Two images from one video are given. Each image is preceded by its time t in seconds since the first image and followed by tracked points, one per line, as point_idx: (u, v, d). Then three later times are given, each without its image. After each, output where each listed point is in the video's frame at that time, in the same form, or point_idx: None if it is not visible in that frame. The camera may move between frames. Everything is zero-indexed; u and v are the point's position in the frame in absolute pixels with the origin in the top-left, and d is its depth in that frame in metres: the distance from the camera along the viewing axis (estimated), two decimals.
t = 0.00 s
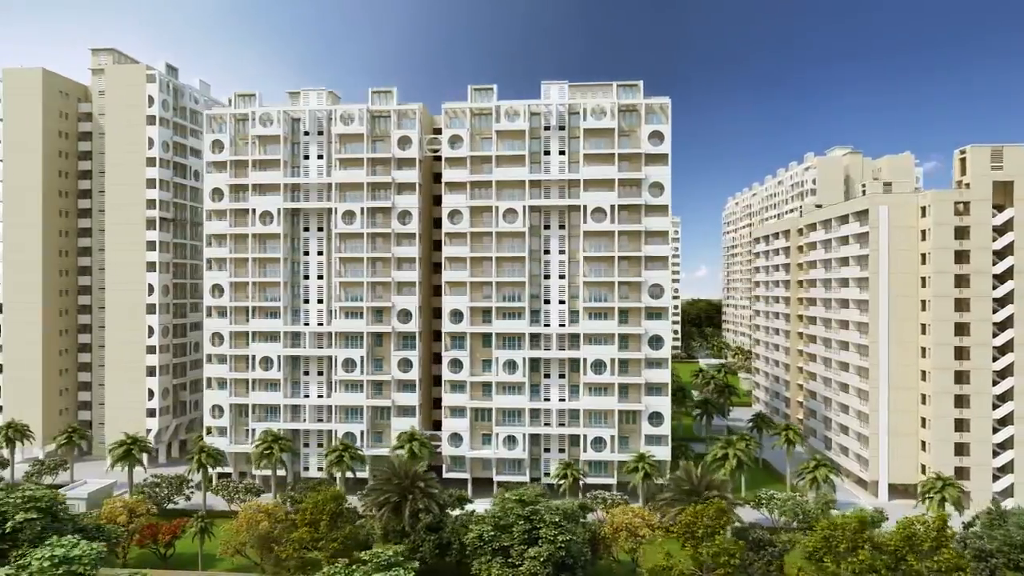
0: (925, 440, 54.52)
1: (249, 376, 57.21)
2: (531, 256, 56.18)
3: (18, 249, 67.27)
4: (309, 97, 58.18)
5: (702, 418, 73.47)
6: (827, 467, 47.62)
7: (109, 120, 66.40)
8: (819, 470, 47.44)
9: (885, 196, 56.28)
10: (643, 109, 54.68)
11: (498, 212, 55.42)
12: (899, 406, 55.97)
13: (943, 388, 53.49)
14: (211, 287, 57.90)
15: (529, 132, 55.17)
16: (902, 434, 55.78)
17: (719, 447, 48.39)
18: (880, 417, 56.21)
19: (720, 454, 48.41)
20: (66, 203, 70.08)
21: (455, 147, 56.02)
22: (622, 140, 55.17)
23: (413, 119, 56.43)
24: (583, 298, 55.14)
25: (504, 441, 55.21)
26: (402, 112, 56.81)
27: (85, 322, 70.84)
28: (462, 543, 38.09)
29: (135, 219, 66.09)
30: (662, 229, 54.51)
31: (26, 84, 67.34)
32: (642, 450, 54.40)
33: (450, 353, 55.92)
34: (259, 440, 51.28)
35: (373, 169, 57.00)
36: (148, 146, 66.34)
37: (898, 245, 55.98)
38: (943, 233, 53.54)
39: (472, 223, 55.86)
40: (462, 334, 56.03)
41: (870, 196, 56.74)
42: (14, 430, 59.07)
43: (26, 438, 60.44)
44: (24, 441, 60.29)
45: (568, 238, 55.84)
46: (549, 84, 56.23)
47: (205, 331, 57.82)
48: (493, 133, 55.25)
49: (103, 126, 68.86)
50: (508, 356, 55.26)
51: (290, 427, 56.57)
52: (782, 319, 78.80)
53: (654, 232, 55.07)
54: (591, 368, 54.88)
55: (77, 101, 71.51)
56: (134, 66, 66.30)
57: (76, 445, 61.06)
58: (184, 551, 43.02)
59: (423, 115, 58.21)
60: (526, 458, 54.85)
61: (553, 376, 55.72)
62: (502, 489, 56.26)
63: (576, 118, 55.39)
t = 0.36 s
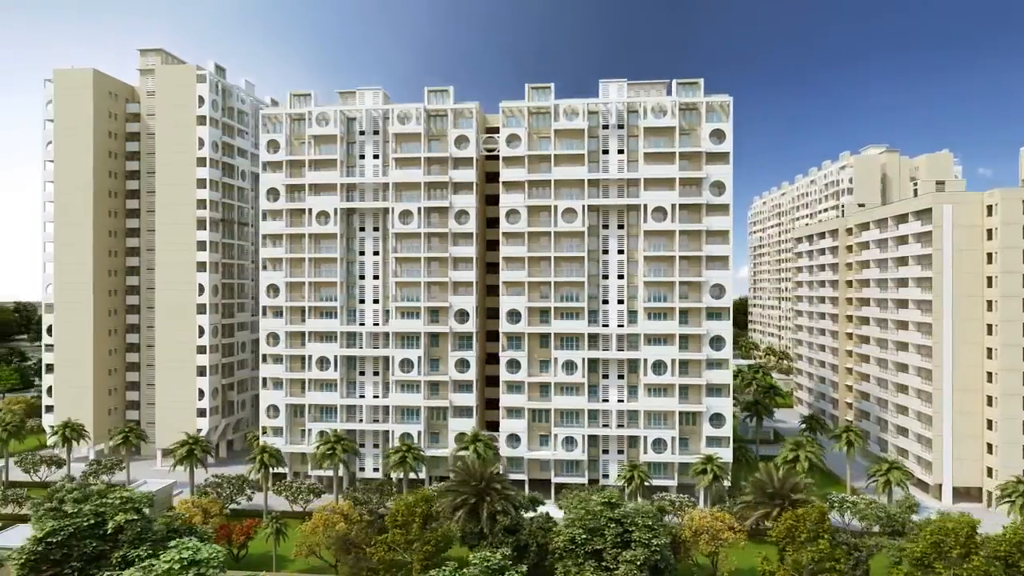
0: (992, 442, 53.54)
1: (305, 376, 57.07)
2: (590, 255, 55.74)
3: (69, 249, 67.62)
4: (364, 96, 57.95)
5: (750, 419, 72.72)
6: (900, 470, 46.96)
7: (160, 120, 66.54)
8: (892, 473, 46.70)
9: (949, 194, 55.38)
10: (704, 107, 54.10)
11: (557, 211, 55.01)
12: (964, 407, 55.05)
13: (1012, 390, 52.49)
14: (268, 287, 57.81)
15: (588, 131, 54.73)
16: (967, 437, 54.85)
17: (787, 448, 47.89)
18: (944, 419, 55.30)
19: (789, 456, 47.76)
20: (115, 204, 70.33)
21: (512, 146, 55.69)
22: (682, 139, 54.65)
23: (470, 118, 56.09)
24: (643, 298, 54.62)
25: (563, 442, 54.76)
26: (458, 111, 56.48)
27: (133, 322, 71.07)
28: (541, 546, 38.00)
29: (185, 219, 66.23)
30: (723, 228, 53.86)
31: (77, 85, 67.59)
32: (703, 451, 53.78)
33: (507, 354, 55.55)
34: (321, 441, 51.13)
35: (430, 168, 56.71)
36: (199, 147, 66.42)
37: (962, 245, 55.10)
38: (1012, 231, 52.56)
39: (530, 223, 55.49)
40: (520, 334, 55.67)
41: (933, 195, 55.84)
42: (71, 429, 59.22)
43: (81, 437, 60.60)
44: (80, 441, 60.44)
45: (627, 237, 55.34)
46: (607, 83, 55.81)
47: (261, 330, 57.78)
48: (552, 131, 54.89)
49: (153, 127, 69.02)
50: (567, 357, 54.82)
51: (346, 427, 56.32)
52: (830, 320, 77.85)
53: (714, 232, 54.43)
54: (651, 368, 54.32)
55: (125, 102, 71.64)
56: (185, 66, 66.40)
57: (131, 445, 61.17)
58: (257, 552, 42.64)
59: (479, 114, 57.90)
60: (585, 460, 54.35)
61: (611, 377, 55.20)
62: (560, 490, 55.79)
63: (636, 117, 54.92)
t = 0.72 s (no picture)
0: None
1: (363, 377, 56.75)
2: (651, 255, 55.15)
3: (120, 249, 67.72)
4: (422, 95, 57.50)
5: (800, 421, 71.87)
6: (977, 473, 46.25)
7: (211, 120, 66.51)
8: (970, 476, 46.00)
9: (1019, 193, 54.42)
10: (769, 105, 53.45)
11: (619, 211, 54.48)
12: None
13: None
14: (325, 287, 57.54)
15: (650, 130, 54.17)
16: None
17: (862, 450, 47.44)
18: (1013, 421, 54.33)
19: (865, 458, 47.27)
20: (164, 204, 70.36)
21: (573, 145, 55.24)
22: (746, 137, 54.01)
23: (529, 117, 55.60)
24: (706, 298, 53.99)
25: (624, 444, 54.23)
26: (517, 109, 55.98)
27: (182, 322, 71.07)
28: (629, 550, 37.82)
29: (237, 219, 66.12)
30: (789, 227, 53.16)
31: (128, 86, 67.60)
32: (767, 453, 53.14)
33: (568, 355, 55.04)
34: (385, 442, 50.85)
35: (489, 168, 56.28)
36: (250, 146, 66.29)
37: None
38: None
39: (590, 222, 55.00)
40: (580, 334, 55.17)
41: (1001, 194, 54.88)
42: (127, 430, 58.74)
43: (138, 436, 60.23)
44: (136, 440, 60.04)
45: (689, 237, 54.68)
46: (669, 81, 55.28)
47: (319, 331, 57.49)
48: (613, 130, 54.40)
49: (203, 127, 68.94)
50: (629, 358, 54.24)
51: (404, 428, 55.96)
52: (880, 320, 76.82)
53: (779, 231, 53.75)
54: (715, 370, 53.70)
55: (173, 102, 71.52)
56: (236, 66, 66.29)
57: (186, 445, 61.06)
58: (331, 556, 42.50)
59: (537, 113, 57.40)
60: (647, 462, 53.78)
61: (674, 378, 54.55)
62: (620, 492, 55.24)
63: (699, 115, 54.31)
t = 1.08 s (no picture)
0: None
1: (422, 377, 56.36)
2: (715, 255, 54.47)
3: (171, 250, 67.61)
4: (481, 94, 56.91)
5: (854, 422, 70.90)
6: None
7: (262, 120, 66.28)
8: None
9: None
10: (836, 102, 52.68)
11: (683, 210, 53.88)
12: None
13: None
14: (383, 287, 57.12)
15: (714, 128, 53.61)
16: None
17: (942, 453, 48.01)
18: None
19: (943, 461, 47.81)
20: (213, 204, 70.11)
21: (635, 143, 54.75)
22: (813, 135, 53.32)
23: (591, 115, 55.03)
24: (772, 298, 53.30)
25: (689, 446, 53.61)
26: (579, 108, 55.39)
27: (229, 322, 70.72)
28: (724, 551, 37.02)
29: (288, 219, 65.84)
30: (857, 226, 52.36)
31: (178, 85, 67.38)
32: (835, 456, 52.35)
33: (630, 356, 54.41)
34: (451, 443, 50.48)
35: (549, 167, 55.75)
36: (301, 146, 66.00)
37: None
38: None
39: (653, 222, 54.43)
40: (643, 335, 54.59)
41: None
42: (184, 430, 59.14)
43: (193, 438, 60.60)
44: (191, 441, 60.27)
45: (754, 236, 53.96)
46: (733, 79, 54.70)
47: (377, 331, 57.07)
48: (677, 128, 53.93)
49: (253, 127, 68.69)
50: (694, 359, 53.64)
51: (465, 428, 55.49)
52: (932, 321, 75.72)
53: (847, 231, 52.99)
54: (781, 371, 52.98)
55: (220, 101, 71.20)
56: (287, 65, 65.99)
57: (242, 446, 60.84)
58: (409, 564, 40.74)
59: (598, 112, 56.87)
60: (712, 463, 53.12)
61: (738, 379, 53.93)
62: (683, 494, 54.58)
63: (764, 113, 53.72)
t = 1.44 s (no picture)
0: None
1: (482, 378, 55.81)
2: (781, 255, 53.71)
3: (220, 249, 67.25)
4: (540, 92, 56.26)
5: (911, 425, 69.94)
6: None
7: (313, 119, 65.90)
8: None
9: None
10: (907, 99, 51.86)
11: (750, 209, 53.12)
12: None
13: None
14: (442, 287, 56.60)
15: (781, 126, 52.81)
16: None
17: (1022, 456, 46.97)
18: None
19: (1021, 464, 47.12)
20: (261, 203, 69.73)
21: (700, 141, 54.07)
22: (882, 132, 52.50)
23: (655, 113, 54.26)
24: (840, 298, 52.51)
25: (755, 448, 52.88)
26: (642, 106, 54.69)
27: (276, 322, 70.23)
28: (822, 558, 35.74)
29: (339, 219, 65.41)
30: (928, 225, 51.54)
31: (228, 84, 67.01)
32: (906, 459, 51.50)
33: (694, 357, 53.70)
34: (517, 445, 49.94)
35: (611, 165, 55.12)
36: (352, 145, 65.54)
37: None
38: None
39: (718, 221, 53.75)
40: (707, 335, 53.88)
41: None
42: (240, 431, 58.86)
43: (248, 439, 60.35)
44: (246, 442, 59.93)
45: (821, 236, 53.19)
46: (799, 76, 53.93)
47: (435, 331, 56.56)
48: (743, 126, 53.15)
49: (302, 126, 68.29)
50: (760, 359, 52.90)
51: (526, 430, 54.88)
52: (983, 321, 74.79)
53: (917, 230, 52.18)
54: (850, 372, 52.20)
55: (267, 100, 70.73)
56: (338, 64, 65.61)
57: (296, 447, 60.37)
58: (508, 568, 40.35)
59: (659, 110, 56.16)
60: (779, 466, 52.37)
61: (805, 380, 53.21)
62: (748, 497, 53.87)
63: (832, 111, 52.92)
